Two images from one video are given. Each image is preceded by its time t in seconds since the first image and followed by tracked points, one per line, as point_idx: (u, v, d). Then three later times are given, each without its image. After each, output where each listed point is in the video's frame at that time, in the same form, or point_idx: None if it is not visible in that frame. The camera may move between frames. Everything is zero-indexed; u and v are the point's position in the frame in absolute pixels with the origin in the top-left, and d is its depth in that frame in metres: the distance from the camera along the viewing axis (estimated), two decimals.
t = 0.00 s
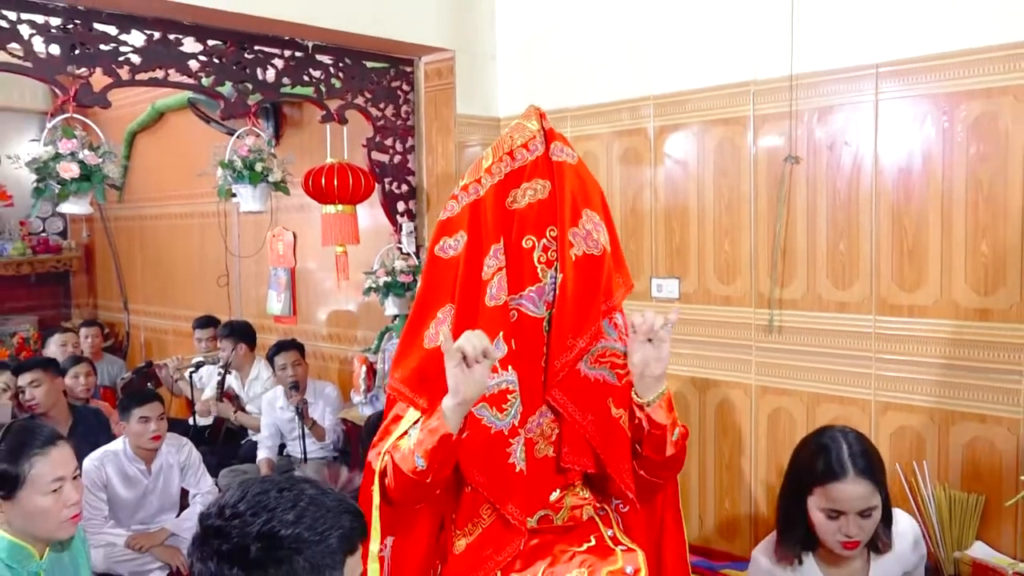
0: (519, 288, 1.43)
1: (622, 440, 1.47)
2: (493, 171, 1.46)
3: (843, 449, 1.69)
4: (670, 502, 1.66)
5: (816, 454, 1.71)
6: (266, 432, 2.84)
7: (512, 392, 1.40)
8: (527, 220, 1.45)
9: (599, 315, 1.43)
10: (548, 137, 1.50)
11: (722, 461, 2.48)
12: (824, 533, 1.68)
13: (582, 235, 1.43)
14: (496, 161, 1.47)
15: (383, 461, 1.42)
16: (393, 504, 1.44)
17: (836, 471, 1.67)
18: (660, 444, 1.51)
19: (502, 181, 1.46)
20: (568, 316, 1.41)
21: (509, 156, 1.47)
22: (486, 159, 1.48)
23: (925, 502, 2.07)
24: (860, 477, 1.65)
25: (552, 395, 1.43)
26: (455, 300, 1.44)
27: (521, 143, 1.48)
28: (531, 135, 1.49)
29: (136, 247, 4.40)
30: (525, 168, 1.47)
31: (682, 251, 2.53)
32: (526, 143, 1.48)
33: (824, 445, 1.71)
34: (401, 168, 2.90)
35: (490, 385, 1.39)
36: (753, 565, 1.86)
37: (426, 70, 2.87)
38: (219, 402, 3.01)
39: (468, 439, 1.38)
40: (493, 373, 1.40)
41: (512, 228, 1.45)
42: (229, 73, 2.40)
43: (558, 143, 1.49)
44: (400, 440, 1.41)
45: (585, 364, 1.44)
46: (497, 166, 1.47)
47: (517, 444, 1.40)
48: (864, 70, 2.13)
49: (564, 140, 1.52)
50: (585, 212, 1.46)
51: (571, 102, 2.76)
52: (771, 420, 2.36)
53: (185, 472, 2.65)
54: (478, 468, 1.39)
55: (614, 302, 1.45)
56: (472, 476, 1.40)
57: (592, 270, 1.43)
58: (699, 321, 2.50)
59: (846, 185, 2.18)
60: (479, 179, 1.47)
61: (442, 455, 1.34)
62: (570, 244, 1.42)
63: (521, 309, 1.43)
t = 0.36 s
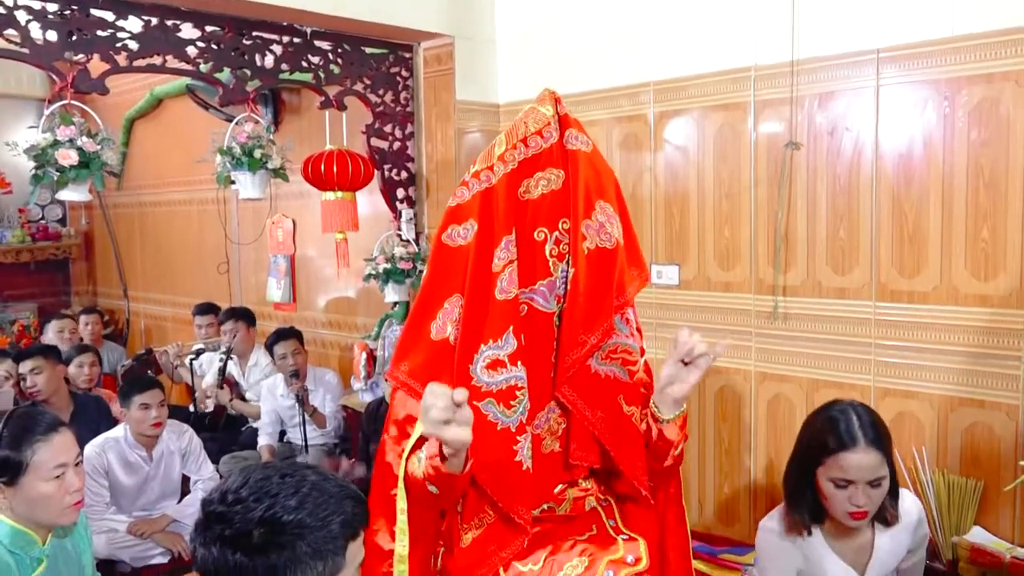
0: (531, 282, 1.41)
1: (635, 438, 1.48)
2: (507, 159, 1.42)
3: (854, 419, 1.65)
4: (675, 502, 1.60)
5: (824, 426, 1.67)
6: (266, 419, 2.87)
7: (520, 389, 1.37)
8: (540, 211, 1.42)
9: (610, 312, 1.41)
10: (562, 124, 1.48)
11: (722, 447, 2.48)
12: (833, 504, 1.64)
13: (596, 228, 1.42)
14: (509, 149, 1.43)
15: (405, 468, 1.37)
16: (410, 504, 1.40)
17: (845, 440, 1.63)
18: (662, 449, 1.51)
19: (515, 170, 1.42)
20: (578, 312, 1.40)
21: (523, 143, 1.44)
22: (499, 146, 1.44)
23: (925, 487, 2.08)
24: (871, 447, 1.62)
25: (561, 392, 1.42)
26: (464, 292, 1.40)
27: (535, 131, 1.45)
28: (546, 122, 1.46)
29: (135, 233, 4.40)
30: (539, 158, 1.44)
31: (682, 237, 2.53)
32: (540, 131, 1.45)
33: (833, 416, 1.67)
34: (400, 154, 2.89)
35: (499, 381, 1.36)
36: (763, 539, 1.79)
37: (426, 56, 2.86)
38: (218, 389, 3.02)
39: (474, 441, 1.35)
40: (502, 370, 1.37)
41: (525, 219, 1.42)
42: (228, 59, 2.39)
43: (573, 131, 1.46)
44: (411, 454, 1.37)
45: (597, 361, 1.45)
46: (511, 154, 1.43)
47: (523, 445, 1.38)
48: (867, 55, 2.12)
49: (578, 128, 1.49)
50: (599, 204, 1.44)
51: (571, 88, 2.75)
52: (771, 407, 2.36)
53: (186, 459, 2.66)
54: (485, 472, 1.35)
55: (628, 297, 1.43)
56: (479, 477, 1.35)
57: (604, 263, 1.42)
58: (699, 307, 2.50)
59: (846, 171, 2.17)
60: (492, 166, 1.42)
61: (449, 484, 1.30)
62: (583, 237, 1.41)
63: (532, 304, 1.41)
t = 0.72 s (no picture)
0: (535, 267, 1.41)
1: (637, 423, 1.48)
2: (512, 144, 1.40)
3: (865, 406, 1.64)
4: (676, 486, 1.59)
5: (833, 414, 1.67)
6: (267, 406, 2.88)
7: (524, 371, 1.37)
8: (545, 196, 1.41)
9: (611, 299, 1.43)
10: (567, 110, 1.46)
11: (721, 433, 2.49)
12: (842, 492, 1.64)
13: (599, 214, 1.41)
14: (515, 133, 1.41)
15: (422, 460, 1.35)
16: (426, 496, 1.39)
17: (856, 426, 1.63)
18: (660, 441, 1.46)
19: (520, 154, 1.40)
20: (581, 298, 1.41)
21: (528, 129, 1.42)
22: (504, 131, 1.42)
23: (925, 472, 2.09)
24: (880, 434, 1.62)
25: (561, 377, 1.44)
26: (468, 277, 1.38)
27: (541, 116, 1.43)
28: (552, 108, 1.44)
29: (135, 220, 4.40)
30: (545, 142, 1.42)
31: (682, 224, 2.52)
32: (546, 116, 1.43)
33: (843, 404, 1.67)
34: (400, 140, 2.89)
35: (503, 365, 1.35)
36: (772, 521, 1.78)
37: (425, 41, 2.85)
38: (220, 374, 3.04)
39: (476, 424, 1.34)
40: (506, 354, 1.36)
41: (530, 203, 1.41)
42: (226, 45, 2.37)
43: (579, 117, 1.45)
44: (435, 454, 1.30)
45: (598, 347, 1.46)
46: (517, 138, 1.41)
47: (526, 429, 1.37)
48: (868, 39, 2.10)
49: (584, 114, 1.48)
50: (603, 190, 1.43)
51: (570, 73, 2.74)
52: (771, 393, 2.36)
53: (187, 445, 2.67)
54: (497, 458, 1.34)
55: (630, 284, 1.44)
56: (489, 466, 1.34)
57: (607, 250, 1.42)
58: (699, 293, 2.50)
59: (847, 156, 2.16)
60: (497, 150, 1.40)
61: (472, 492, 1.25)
62: (586, 223, 1.41)
63: (536, 288, 1.41)
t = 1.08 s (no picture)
0: (529, 253, 1.41)
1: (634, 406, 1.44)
2: (504, 135, 1.39)
3: (870, 414, 1.65)
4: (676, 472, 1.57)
5: (839, 422, 1.66)
6: (268, 399, 2.87)
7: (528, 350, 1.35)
8: (537, 185, 1.41)
9: (600, 281, 1.39)
10: (558, 104, 1.43)
11: (722, 427, 2.49)
12: (847, 501, 1.64)
13: (587, 203, 1.39)
14: (506, 125, 1.40)
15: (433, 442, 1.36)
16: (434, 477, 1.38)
17: (862, 436, 1.62)
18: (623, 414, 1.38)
19: (511, 145, 1.39)
20: (571, 280, 1.39)
21: (519, 121, 1.40)
22: (496, 124, 1.41)
23: (925, 467, 2.09)
24: (886, 441, 1.61)
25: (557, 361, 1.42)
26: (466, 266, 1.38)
27: (531, 108, 1.42)
28: (541, 101, 1.42)
29: (136, 213, 4.39)
30: (536, 134, 1.41)
31: (683, 217, 2.52)
32: (537, 108, 1.42)
33: (849, 413, 1.67)
34: (400, 134, 2.89)
35: (504, 346, 1.34)
36: (781, 525, 1.76)
37: (425, 35, 2.84)
38: (222, 366, 3.04)
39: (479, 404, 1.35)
40: (507, 335, 1.34)
41: (523, 192, 1.40)
42: (226, 38, 2.37)
43: (568, 109, 1.43)
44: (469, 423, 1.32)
45: (589, 329, 1.43)
46: (508, 130, 1.39)
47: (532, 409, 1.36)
48: (870, 32, 2.10)
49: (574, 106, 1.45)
50: (592, 179, 1.40)
51: (571, 67, 2.73)
52: (772, 387, 2.36)
53: (189, 439, 2.67)
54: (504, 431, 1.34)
55: (619, 268, 1.41)
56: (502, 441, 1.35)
57: (597, 236, 1.39)
58: (700, 287, 2.50)
59: (849, 149, 2.16)
60: (489, 143, 1.40)
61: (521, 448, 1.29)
62: (575, 211, 1.38)
63: (530, 273, 1.41)
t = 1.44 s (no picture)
0: (521, 240, 1.39)
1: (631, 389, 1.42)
2: (494, 129, 1.40)
3: (880, 413, 1.62)
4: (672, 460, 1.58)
5: (848, 419, 1.65)
6: (272, 392, 2.91)
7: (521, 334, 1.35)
8: (527, 176, 1.40)
9: (589, 266, 1.39)
10: (546, 100, 1.43)
11: (727, 420, 2.49)
12: (855, 499, 1.64)
13: (577, 192, 1.37)
14: (496, 120, 1.41)
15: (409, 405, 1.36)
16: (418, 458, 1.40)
17: (872, 435, 1.60)
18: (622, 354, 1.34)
19: (501, 139, 1.40)
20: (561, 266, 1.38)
21: (509, 116, 1.41)
22: (486, 120, 1.42)
23: (929, 461, 2.09)
24: (896, 441, 1.59)
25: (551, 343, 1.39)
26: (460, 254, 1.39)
27: (521, 104, 1.42)
28: (531, 97, 1.43)
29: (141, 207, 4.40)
30: (525, 128, 1.41)
31: (688, 211, 2.52)
32: (526, 103, 1.42)
33: (859, 410, 1.65)
34: (404, 128, 2.89)
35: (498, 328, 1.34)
36: (781, 521, 1.77)
37: (429, 29, 2.84)
38: (227, 359, 3.05)
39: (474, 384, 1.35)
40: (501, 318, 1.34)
41: (513, 183, 1.40)
42: (230, 32, 2.37)
43: (556, 104, 1.42)
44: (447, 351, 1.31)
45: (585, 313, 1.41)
46: (498, 125, 1.41)
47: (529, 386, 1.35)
48: (876, 26, 2.09)
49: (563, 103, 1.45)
50: (582, 170, 1.39)
51: (575, 62, 2.73)
52: (777, 382, 2.36)
53: (194, 433, 2.68)
54: (496, 412, 1.34)
55: (609, 254, 1.42)
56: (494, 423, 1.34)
57: (587, 223, 1.38)
58: (704, 281, 2.50)
59: (854, 143, 2.15)
60: (480, 138, 1.41)
61: (498, 367, 1.25)
62: (564, 200, 1.37)
63: (523, 260, 1.39)
